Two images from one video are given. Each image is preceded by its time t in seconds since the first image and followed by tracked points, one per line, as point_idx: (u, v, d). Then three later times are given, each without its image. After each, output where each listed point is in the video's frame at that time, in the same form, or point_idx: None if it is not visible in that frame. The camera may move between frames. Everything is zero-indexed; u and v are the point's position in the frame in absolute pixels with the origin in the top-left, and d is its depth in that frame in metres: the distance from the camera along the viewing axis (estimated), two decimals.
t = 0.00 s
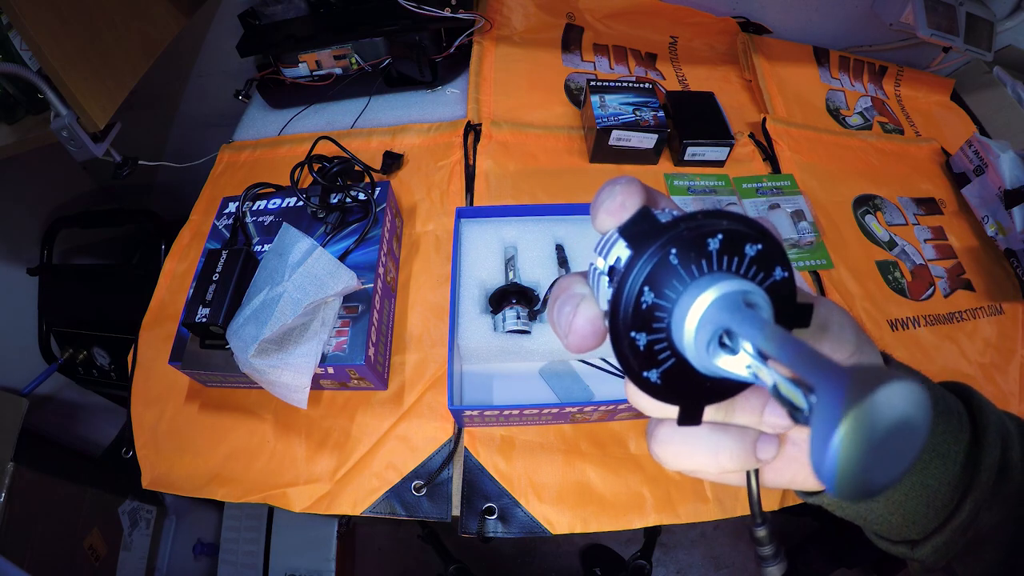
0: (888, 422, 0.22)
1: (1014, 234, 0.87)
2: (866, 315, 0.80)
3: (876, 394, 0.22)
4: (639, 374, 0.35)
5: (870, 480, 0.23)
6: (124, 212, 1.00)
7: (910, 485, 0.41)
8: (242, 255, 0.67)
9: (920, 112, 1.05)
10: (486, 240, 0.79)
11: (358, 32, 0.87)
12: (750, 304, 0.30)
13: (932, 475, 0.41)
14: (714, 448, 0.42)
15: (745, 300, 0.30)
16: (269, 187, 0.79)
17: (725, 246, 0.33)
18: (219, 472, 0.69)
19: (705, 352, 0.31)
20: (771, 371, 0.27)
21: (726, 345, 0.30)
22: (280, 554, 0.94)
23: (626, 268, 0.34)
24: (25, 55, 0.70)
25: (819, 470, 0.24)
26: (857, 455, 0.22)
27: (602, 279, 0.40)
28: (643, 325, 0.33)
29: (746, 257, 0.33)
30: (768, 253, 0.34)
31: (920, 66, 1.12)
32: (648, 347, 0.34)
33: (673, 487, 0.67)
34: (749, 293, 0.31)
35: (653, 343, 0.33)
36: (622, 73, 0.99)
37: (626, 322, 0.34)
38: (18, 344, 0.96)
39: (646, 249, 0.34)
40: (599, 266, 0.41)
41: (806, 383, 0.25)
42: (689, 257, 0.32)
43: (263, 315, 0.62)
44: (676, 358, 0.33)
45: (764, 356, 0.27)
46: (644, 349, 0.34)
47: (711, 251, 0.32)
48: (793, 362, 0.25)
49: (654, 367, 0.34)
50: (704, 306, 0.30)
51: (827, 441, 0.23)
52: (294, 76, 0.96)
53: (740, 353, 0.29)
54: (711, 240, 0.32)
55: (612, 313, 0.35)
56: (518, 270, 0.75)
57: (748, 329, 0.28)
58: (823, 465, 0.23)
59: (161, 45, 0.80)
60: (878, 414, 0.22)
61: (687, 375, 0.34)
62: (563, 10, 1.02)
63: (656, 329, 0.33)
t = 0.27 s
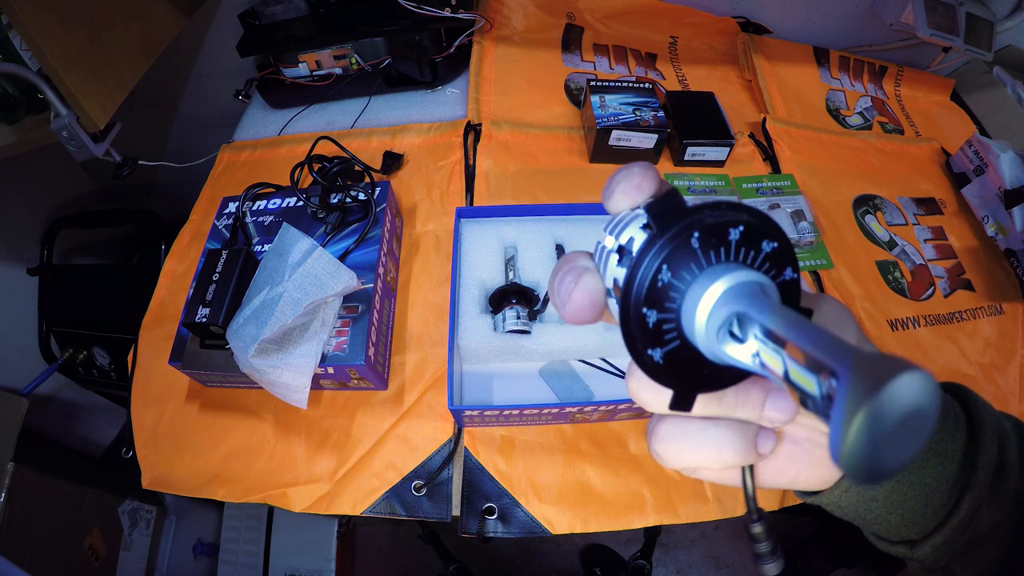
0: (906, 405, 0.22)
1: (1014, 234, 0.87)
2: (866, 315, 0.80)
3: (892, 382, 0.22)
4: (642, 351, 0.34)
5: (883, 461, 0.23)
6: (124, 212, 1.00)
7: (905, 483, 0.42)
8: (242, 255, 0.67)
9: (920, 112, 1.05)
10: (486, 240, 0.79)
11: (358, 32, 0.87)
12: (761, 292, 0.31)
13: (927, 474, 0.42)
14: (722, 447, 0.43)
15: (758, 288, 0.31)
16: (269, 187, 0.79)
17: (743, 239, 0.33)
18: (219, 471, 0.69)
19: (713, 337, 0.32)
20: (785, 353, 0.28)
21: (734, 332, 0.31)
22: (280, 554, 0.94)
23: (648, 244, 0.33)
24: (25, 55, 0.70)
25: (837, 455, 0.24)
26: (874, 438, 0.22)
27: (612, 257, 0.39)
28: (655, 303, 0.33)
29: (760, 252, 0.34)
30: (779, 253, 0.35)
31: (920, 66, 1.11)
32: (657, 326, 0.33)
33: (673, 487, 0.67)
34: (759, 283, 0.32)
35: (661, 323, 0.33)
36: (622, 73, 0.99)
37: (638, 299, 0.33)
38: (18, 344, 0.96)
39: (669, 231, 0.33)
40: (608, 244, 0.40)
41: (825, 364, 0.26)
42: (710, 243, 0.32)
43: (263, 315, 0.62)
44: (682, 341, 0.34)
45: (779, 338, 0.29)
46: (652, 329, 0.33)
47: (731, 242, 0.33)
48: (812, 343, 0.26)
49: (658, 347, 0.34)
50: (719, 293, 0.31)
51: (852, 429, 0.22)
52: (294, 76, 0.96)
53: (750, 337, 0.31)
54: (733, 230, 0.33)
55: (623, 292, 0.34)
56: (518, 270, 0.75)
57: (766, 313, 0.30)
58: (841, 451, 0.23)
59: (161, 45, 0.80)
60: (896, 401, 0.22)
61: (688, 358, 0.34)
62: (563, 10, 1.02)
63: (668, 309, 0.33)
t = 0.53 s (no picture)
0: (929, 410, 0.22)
1: (1014, 234, 0.87)
2: (865, 315, 0.80)
3: (913, 390, 0.22)
4: (652, 352, 0.34)
5: (906, 466, 0.23)
6: (124, 212, 1.00)
7: (906, 489, 0.42)
8: (242, 255, 0.67)
9: (920, 112, 1.05)
10: (486, 240, 0.79)
11: (358, 32, 0.87)
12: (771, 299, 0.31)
13: (927, 480, 0.42)
14: (723, 456, 0.42)
15: (769, 295, 0.31)
16: (269, 187, 0.79)
17: (759, 251, 0.34)
18: (219, 471, 0.69)
19: (726, 342, 0.31)
20: (803, 360, 0.27)
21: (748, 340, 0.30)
22: (280, 554, 0.94)
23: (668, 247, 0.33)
24: (25, 55, 0.70)
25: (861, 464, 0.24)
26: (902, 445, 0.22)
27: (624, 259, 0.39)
28: (672, 305, 0.33)
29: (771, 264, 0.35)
30: (789, 268, 0.36)
31: (920, 66, 1.11)
32: (670, 327, 0.33)
33: (673, 487, 0.67)
34: (770, 291, 0.32)
35: (675, 325, 0.33)
36: (622, 73, 0.99)
37: (655, 300, 0.33)
38: (17, 344, 0.96)
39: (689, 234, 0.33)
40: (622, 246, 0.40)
41: (845, 369, 0.25)
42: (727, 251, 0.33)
43: (263, 315, 0.62)
44: (693, 344, 0.33)
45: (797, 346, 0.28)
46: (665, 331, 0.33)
47: (747, 252, 0.33)
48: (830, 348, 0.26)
49: (669, 349, 0.34)
50: (732, 300, 0.31)
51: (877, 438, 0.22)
52: (294, 76, 0.96)
53: (763, 347, 0.30)
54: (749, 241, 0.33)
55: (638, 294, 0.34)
56: (518, 270, 0.75)
57: (783, 321, 0.29)
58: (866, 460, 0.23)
59: (161, 45, 0.80)
60: (915, 409, 0.22)
61: (697, 361, 0.34)
62: (563, 11, 1.02)
63: (683, 310, 0.33)
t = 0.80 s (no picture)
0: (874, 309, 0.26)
1: (1014, 234, 0.87)
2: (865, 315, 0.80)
3: (853, 302, 0.26)
4: (640, 345, 0.36)
5: (871, 359, 0.28)
6: (124, 212, 1.00)
7: (914, 485, 0.42)
8: (242, 255, 0.67)
9: (920, 112, 1.05)
10: (486, 240, 0.79)
11: (358, 32, 0.87)
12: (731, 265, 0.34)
13: (936, 477, 0.41)
14: (729, 452, 0.42)
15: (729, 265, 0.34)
16: (269, 187, 0.79)
17: (707, 230, 0.35)
18: (219, 471, 0.69)
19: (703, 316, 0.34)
20: (775, 308, 0.31)
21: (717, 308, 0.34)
22: (280, 554, 0.94)
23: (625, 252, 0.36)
24: (25, 55, 0.70)
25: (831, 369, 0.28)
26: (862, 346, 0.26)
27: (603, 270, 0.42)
28: (643, 300, 0.35)
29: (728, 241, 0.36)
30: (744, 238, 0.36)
31: (920, 66, 1.11)
32: (648, 320, 0.35)
33: (673, 487, 0.67)
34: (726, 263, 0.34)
35: (653, 317, 0.35)
36: (622, 73, 0.99)
37: (629, 298, 0.35)
38: (18, 344, 0.96)
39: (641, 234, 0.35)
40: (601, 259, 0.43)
41: (803, 303, 0.29)
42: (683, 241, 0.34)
43: (263, 315, 0.62)
44: (674, 328, 0.35)
45: (762, 300, 0.32)
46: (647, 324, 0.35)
47: (697, 235, 0.35)
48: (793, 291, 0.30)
49: (654, 339, 0.35)
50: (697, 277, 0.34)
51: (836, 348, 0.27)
52: (294, 76, 0.96)
53: (732, 308, 0.34)
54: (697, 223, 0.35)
55: (613, 300, 0.36)
56: (518, 270, 0.75)
57: (741, 287, 0.33)
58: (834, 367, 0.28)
59: (162, 45, 0.80)
60: (862, 311, 0.26)
61: (684, 342, 0.36)
62: (563, 11, 1.02)
63: (653, 303, 0.35)
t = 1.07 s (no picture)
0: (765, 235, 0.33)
1: (1014, 234, 0.87)
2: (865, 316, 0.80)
3: (738, 239, 0.33)
4: (607, 321, 0.39)
5: (774, 291, 0.32)
6: (124, 212, 1.00)
7: (916, 449, 0.46)
8: (242, 255, 0.67)
9: (920, 112, 1.05)
10: (486, 240, 0.79)
11: (358, 32, 0.87)
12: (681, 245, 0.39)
13: (937, 444, 0.46)
14: (741, 405, 0.43)
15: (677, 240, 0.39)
16: (269, 187, 0.79)
17: (657, 215, 0.40)
18: (219, 471, 0.69)
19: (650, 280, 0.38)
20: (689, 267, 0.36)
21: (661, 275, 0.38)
22: (280, 554, 0.94)
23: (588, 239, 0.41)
24: (25, 55, 0.70)
25: (737, 310, 0.33)
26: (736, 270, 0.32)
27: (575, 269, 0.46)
28: (606, 280, 0.39)
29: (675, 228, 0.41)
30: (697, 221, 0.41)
31: (920, 66, 1.11)
32: (612, 296, 0.39)
33: (673, 487, 0.67)
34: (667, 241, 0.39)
35: (616, 294, 0.39)
36: (622, 73, 0.99)
37: (593, 278, 0.39)
38: (17, 344, 0.96)
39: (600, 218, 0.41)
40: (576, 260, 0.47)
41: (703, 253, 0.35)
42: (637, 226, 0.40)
43: (263, 315, 0.62)
44: (637, 303, 0.39)
45: (701, 255, 0.35)
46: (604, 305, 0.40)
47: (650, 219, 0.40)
48: (711, 240, 0.36)
49: (619, 314, 0.39)
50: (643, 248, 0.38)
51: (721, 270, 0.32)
52: (294, 76, 0.96)
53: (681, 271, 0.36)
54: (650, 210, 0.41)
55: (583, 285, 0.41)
56: (518, 270, 0.75)
57: (670, 260, 0.37)
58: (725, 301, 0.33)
59: (162, 45, 0.80)
60: (742, 251, 0.32)
61: (647, 317, 0.39)
62: (563, 11, 1.02)
63: (617, 281, 0.39)
